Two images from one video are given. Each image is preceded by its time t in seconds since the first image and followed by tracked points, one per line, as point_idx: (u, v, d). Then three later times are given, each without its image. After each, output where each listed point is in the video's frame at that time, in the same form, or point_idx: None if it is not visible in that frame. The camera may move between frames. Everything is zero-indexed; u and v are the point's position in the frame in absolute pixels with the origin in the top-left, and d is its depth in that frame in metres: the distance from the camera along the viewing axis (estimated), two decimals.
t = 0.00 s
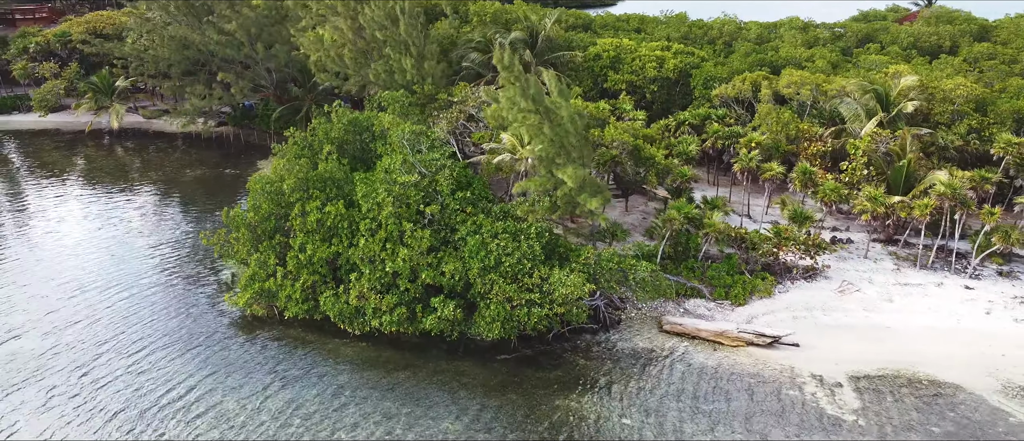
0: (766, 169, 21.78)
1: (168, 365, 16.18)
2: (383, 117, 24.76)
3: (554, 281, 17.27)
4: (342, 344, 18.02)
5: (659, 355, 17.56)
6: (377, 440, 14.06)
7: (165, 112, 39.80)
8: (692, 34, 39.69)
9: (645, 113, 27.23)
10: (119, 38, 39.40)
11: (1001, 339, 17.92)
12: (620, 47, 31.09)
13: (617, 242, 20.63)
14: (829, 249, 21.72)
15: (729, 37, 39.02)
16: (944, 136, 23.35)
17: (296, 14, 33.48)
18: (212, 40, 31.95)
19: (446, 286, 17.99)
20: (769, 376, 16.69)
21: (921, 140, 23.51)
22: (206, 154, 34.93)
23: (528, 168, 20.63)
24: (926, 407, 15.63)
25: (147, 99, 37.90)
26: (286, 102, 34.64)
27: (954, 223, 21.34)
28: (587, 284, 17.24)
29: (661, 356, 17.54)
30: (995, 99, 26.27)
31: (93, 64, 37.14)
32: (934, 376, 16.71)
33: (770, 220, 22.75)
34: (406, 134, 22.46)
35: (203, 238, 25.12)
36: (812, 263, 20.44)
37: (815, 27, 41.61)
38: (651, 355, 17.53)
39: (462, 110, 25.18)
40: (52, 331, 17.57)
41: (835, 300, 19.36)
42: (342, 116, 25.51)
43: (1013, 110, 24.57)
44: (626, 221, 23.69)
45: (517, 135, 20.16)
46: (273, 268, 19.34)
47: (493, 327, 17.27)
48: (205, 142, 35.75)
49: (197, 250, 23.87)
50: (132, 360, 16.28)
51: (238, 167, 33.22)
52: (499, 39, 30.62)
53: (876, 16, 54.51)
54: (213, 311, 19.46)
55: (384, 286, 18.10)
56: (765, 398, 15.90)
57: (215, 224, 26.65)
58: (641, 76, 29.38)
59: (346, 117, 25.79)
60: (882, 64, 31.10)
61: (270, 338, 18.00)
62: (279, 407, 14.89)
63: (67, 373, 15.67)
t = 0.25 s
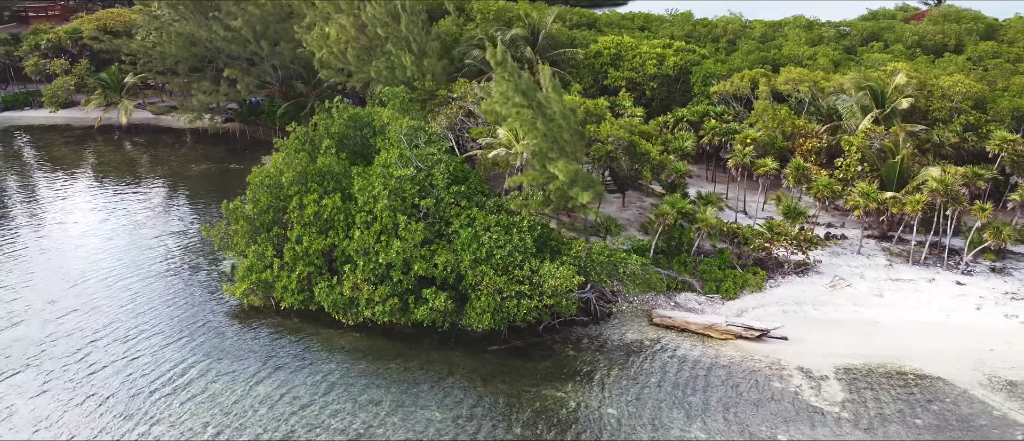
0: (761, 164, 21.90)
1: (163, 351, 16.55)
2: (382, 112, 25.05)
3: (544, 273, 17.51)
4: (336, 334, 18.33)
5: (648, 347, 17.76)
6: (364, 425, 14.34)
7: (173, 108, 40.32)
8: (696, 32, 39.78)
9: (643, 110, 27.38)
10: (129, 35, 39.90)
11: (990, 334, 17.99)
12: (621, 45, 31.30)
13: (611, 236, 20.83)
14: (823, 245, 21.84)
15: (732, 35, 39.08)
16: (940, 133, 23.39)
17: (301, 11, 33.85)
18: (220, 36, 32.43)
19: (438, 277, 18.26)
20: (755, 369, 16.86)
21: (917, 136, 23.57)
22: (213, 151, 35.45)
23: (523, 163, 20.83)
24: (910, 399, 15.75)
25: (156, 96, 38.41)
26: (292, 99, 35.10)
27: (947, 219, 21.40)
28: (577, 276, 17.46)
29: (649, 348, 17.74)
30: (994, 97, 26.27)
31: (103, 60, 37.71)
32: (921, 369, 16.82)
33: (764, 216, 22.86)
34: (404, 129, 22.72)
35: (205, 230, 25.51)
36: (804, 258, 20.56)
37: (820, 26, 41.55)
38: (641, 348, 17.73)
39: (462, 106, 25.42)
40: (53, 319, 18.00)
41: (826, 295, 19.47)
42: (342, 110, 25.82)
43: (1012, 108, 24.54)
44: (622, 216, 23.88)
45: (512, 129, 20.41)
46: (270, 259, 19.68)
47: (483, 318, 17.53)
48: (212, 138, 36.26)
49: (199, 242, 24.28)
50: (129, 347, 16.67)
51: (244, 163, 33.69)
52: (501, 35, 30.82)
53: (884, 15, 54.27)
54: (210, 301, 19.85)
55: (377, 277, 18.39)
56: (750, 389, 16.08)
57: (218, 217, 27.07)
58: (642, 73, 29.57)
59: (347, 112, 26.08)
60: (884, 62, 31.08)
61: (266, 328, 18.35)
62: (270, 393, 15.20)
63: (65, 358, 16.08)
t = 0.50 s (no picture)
0: (755, 160, 22.03)
1: (160, 339, 16.91)
2: (382, 108, 25.36)
3: (534, 266, 17.75)
4: (331, 325, 18.64)
5: (637, 340, 17.94)
6: (351, 411, 14.61)
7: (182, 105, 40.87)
8: (701, 30, 39.86)
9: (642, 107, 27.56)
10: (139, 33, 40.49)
11: (980, 330, 18.05)
12: (622, 42, 31.48)
13: (605, 231, 21.02)
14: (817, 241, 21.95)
15: (737, 33, 39.13)
16: (936, 131, 23.42)
17: (306, 9, 34.25)
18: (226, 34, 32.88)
19: (431, 269, 18.54)
20: (742, 361, 17.02)
21: (913, 134, 23.63)
22: (220, 147, 35.93)
23: (517, 157, 21.08)
24: (895, 393, 15.84)
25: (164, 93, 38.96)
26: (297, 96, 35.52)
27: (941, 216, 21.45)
28: (566, 269, 17.68)
29: (638, 341, 17.93)
30: (994, 95, 26.23)
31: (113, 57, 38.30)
32: (907, 363, 16.91)
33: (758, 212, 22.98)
34: (402, 124, 23.02)
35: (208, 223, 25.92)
36: (796, 254, 20.69)
37: (826, 25, 41.50)
38: (629, 340, 17.94)
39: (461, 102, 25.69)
40: (54, 308, 18.44)
41: (817, 290, 19.58)
42: (343, 106, 26.17)
43: (1010, 106, 24.51)
44: (618, 211, 24.06)
45: (506, 124, 20.65)
46: (268, 251, 20.03)
47: (474, 309, 17.79)
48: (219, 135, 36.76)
49: (200, 234, 24.67)
50: (126, 335, 17.05)
51: (250, 159, 34.14)
52: (503, 33, 31.07)
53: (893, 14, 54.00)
54: (209, 291, 20.21)
55: (371, 269, 18.69)
56: (735, 382, 16.24)
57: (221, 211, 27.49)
58: (642, 71, 29.75)
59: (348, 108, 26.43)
60: (886, 60, 31.04)
61: (262, 317, 18.68)
62: (261, 380, 15.49)
63: (64, 345, 16.48)
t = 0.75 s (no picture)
0: (749, 156, 22.16)
1: (157, 328, 17.27)
2: (382, 103, 25.66)
3: (525, 258, 17.97)
4: (325, 316, 18.95)
5: (626, 333, 18.13)
6: (340, 398, 14.86)
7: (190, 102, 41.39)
8: (705, 28, 39.91)
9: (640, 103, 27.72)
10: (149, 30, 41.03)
11: (969, 325, 18.12)
12: (623, 40, 31.65)
13: (598, 225, 21.23)
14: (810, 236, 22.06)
15: (741, 32, 39.16)
16: (932, 128, 23.47)
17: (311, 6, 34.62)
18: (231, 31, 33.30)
19: (424, 262, 18.80)
20: (729, 354, 17.18)
21: (910, 131, 23.66)
22: (226, 143, 36.39)
23: (512, 152, 21.31)
24: (880, 386, 15.94)
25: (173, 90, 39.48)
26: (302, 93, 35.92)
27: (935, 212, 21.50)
28: (556, 262, 17.89)
29: (627, 333, 18.11)
30: (993, 93, 26.23)
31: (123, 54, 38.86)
32: (895, 358, 17.00)
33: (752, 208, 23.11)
34: (400, 119, 23.30)
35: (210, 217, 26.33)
36: (788, 249, 20.80)
37: (832, 23, 41.44)
38: (619, 332, 18.13)
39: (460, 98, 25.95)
40: (57, 298, 18.87)
41: (808, 285, 19.70)
42: (344, 102, 26.49)
43: (1008, 103, 24.48)
44: (615, 207, 24.25)
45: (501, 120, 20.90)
46: (265, 243, 20.36)
47: (465, 300, 18.04)
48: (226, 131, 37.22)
49: (203, 227, 25.08)
50: (124, 323, 17.43)
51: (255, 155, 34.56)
52: (505, 31, 31.31)
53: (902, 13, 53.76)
54: (208, 282, 20.58)
55: (366, 261, 18.97)
56: (722, 375, 16.38)
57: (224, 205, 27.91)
58: (642, 68, 29.91)
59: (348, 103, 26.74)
60: (888, 59, 31.02)
61: (259, 308, 19.03)
62: (252, 367, 15.78)
63: (64, 332, 16.89)
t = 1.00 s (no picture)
0: (742, 152, 22.30)
1: (154, 316, 17.65)
2: (382, 99, 25.97)
3: (515, 251, 18.21)
4: (320, 306, 19.26)
5: (615, 325, 18.33)
6: (329, 385, 15.12)
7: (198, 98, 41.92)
8: (709, 27, 39.97)
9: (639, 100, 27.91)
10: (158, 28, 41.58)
11: (958, 320, 18.19)
12: (624, 37, 31.82)
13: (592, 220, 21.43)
14: (803, 232, 22.16)
15: (745, 30, 39.18)
16: (927, 125, 23.51)
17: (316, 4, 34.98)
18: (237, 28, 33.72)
19: (417, 254, 19.07)
20: (716, 346, 17.35)
21: (905, 128, 23.71)
22: (232, 138, 36.84)
23: (506, 147, 21.55)
24: (864, 379, 16.05)
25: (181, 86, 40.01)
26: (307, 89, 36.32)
27: (928, 209, 21.56)
28: (546, 254, 18.11)
29: (616, 325, 18.31)
30: (992, 90, 26.21)
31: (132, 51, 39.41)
32: (881, 351, 17.10)
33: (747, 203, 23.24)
34: (397, 114, 23.59)
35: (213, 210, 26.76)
36: (780, 244, 20.94)
37: (837, 22, 41.37)
38: (608, 325, 18.33)
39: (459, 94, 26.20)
40: (59, 289, 19.30)
41: (798, 279, 19.83)
42: (345, 98, 26.82)
43: (1006, 100, 24.47)
44: (611, 202, 24.44)
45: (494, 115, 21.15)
46: (263, 235, 20.70)
47: (456, 292, 18.29)
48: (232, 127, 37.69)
49: (205, 220, 25.50)
50: (122, 312, 17.83)
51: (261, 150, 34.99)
52: (506, 28, 31.55)
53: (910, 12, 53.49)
54: (207, 273, 20.96)
55: (360, 252, 19.25)
56: (707, 367, 16.55)
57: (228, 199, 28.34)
58: (642, 65, 30.07)
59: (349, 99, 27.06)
60: (889, 57, 30.99)
61: (255, 298, 19.36)
62: (244, 354, 16.10)
63: (63, 320, 17.31)
